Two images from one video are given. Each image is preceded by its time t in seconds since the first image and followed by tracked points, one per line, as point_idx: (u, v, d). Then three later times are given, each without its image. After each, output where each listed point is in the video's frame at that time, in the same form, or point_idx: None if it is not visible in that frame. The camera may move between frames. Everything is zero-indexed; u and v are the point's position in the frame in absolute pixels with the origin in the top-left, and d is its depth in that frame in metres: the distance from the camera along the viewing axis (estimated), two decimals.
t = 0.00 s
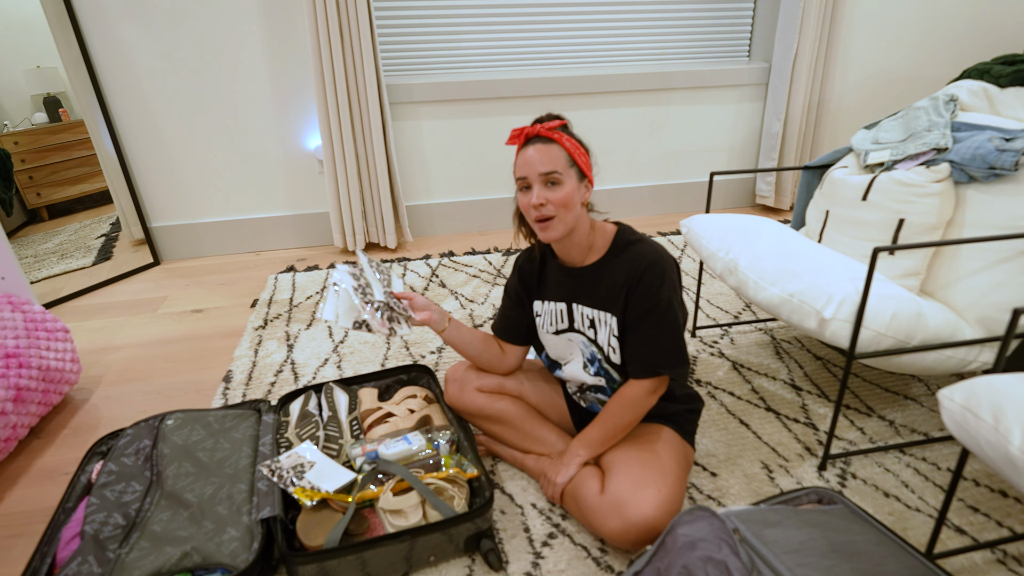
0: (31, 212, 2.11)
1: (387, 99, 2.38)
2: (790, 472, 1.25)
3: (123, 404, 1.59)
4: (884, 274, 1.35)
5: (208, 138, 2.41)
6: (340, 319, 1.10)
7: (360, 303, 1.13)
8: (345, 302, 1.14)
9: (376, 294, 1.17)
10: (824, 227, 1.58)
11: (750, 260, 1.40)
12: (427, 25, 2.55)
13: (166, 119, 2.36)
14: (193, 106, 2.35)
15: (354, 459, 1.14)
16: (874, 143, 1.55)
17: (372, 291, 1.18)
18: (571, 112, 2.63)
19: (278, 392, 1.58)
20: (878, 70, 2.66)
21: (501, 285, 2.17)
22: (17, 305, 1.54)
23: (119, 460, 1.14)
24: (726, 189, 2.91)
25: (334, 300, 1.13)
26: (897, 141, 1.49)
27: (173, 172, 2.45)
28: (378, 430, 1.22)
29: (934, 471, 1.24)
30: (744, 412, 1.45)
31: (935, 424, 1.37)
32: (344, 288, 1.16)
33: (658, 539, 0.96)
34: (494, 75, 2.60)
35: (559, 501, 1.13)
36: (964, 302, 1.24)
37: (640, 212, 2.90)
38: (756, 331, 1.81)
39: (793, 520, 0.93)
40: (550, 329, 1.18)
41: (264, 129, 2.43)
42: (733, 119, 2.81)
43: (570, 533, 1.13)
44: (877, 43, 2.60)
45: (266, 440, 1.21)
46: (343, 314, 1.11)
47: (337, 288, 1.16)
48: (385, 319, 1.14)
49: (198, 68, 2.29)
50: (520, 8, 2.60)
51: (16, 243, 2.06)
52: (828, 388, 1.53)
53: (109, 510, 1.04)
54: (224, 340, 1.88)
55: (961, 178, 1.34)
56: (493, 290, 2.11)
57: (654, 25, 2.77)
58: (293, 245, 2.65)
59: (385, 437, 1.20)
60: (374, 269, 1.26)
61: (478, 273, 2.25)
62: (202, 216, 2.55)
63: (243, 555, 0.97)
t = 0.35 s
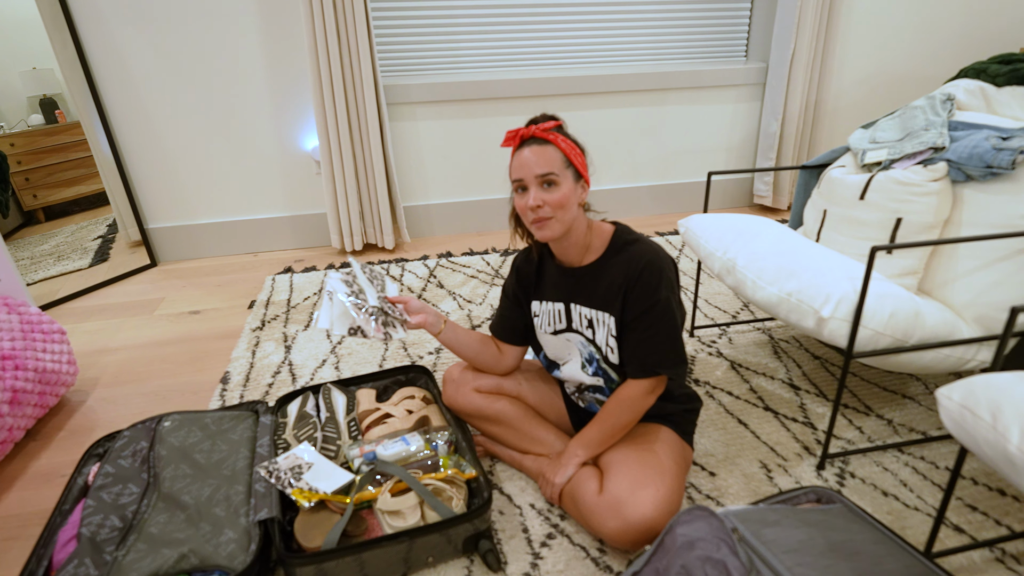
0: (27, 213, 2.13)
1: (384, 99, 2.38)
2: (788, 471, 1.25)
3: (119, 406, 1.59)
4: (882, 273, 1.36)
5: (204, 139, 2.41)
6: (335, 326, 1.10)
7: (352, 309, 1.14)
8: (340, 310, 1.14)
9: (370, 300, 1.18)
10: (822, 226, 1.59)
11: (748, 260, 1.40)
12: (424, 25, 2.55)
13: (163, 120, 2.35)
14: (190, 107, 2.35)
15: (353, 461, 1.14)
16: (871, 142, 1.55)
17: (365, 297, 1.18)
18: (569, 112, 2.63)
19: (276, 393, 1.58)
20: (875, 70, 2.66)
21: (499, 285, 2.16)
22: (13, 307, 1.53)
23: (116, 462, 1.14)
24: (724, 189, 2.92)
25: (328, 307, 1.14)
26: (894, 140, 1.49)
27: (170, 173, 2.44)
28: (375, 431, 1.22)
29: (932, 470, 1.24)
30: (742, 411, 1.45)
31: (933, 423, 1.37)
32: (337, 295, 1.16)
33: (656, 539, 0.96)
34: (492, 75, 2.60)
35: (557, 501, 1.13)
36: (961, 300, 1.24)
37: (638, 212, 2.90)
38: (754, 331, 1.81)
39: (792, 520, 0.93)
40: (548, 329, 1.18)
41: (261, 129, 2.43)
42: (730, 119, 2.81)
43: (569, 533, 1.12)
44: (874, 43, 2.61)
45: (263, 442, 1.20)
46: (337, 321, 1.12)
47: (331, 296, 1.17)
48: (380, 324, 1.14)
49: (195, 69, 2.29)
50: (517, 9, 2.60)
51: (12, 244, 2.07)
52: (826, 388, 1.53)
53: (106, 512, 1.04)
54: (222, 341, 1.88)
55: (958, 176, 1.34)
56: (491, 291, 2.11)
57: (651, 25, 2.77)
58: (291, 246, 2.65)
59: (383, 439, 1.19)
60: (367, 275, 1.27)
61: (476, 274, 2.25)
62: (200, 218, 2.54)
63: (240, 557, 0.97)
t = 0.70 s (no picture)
0: (23, 215, 2.13)
1: (382, 99, 2.38)
2: (787, 471, 1.25)
3: (117, 407, 1.58)
4: (880, 272, 1.36)
5: (202, 139, 2.40)
6: (331, 331, 1.11)
7: (349, 313, 1.14)
8: (336, 315, 1.15)
9: (366, 302, 1.18)
10: (820, 225, 1.59)
11: (746, 259, 1.40)
12: (422, 26, 2.55)
13: (160, 120, 2.34)
14: (187, 108, 2.34)
15: (351, 461, 1.14)
16: (869, 141, 1.55)
17: (362, 300, 1.19)
18: (567, 113, 2.63)
19: (274, 394, 1.57)
20: (872, 70, 2.67)
21: (497, 286, 2.16)
22: (9, 309, 1.53)
23: (113, 464, 1.13)
24: (722, 189, 2.92)
25: (325, 312, 1.15)
26: (892, 140, 1.50)
27: (167, 175, 2.44)
28: (373, 433, 1.22)
29: (931, 469, 1.24)
30: (741, 411, 1.45)
31: (931, 421, 1.37)
32: (333, 299, 1.17)
33: (656, 539, 0.96)
34: (490, 76, 2.60)
35: (557, 501, 1.13)
36: (959, 299, 1.24)
37: (636, 212, 2.91)
38: (752, 331, 1.81)
39: (791, 519, 0.93)
40: (547, 329, 1.18)
41: (258, 130, 2.43)
42: (728, 119, 2.81)
43: (568, 534, 1.12)
44: (871, 43, 2.61)
45: (261, 443, 1.20)
46: (334, 325, 1.12)
47: (328, 300, 1.18)
48: (377, 327, 1.14)
49: (192, 70, 2.29)
50: (515, 9, 2.60)
51: (9, 246, 2.07)
52: (824, 387, 1.53)
53: (103, 514, 1.03)
54: (219, 342, 1.87)
55: (956, 176, 1.34)
56: (489, 291, 2.11)
57: (649, 25, 2.78)
58: (289, 247, 2.64)
59: (381, 439, 1.19)
60: (365, 276, 1.26)
61: (474, 274, 2.25)
62: (197, 219, 2.54)
63: (239, 558, 0.97)
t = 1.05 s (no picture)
0: (20, 215, 2.11)
1: (380, 99, 2.38)
2: (785, 470, 1.25)
3: (115, 407, 1.58)
4: (878, 272, 1.36)
5: (200, 139, 2.40)
6: (330, 330, 1.10)
7: (348, 313, 1.14)
8: (334, 315, 1.14)
9: (365, 303, 1.18)
10: (817, 225, 1.59)
11: (744, 258, 1.40)
12: (421, 26, 2.55)
13: (158, 120, 2.34)
14: (186, 108, 2.34)
15: (349, 461, 1.14)
16: (867, 141, 1.56)
17: (360, 300, 1.18)
18: (565, 113, 2.63)
19: (273, 394, 1.57)
20: (871, 70, 2.67)
21: (496, 285, 2.16)
22: (6, 309, 1.52)
23: (112, 464, 1.13)
24: (720, 189, 2.93)
25: (323, 313, 1.14)
26: (889, 140, 1.50)
27: (165, 175, 2.44)
28: (372, 432, 1.22)
29: (928, 467, 1.25)
30: (739, 410, 1.45)
31: (929, 420, 1.37)
32: (331, 300, 1.16)
33: (654, 538, 0.96)
34: (489, 76, 2.60)
35: (555, 500, 1.13)
36: (957, 298, 1.24)
37: (634, 212, 2.91)
38: (750, 330, 1.82)
39: (789, 518, 0.93)
40: (545, 329, 1.18)
41: (257, 130, 2.42)
42: (726, 119, 2.82)
43: (567, 533, 1.12)
44: (869, 43, 2.62)
45: (260, 443, 1.20)
46: (333, 326, 1.11)
47: (326, 301, 1.17)
48: (376, 326, 1.14)
49: (191, 70, 2.28)
50: (514, 9, 2.61)
51: (5, 246, 2.05)
52: (822, 386, 1.53)
53: (101, 514, 1.03)
54: (218, 342, 1.87)
55: (953, 175, 1.35)
56: (488, 291, 2.11)
57: (647, 25, 2.78)
58: (287, 247, 2.64)
59: (379, 439, 1.19)
60: (363, 278, 1.27)
61: (473, 274, 2.25)
62: (195, 219, 2.53)
63: (237, 559, 0.97)
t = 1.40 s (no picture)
0: (20, 216, 2.11)
1: (379, 99, 2.38)
2: (784, 469, 1.26)
3: (114, 408, 1.58)
4: (876, 272, 1.36)
5: (200, 139, 2.40)
6: (330, 333, 1.10)
7: (346, 316, 1.14)
8: (332, 318, 1.14)
9: (362, 306, 1.19)
10: (816, 225, 1.59)
11: (743, 258, 1.41)
12: (420, 26, 2.55)
13: (157, 120, 2.34)
14: (185, 108, 2.34)
15: (349, 461, 1.14)
16: (865, 141, 1.56)
17: (357, 304, 1.19)
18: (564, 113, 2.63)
19: (272, 394, 1.57)
20: (869, 70, 2.68)
21: (495, 285, 2.17)
22: (6, 310, 1.52)
23: (111, 464, 1.13)
24: (719, 189, 2.93)
25: (320, 317, 1.14)
26: (887, 140, 1.51)
27: (164, 175, 2.44)
28: (372, 433, 1.22)
29: (926, 467, 1.25)
30: (738, 410, 1.45)
31: (927, 420, 1.38)
32: (329, 303, 1.16)
33: (652, 537, 0.96)
34: (488, 76, 2.61)
35: (555, 500, 1.13)
36: (954, 298, 1.25)
37: (634, 212, 2.91)
38: (749, 330, 1.82)
39: (787, 517, 0.93)
40: (545, 329, 1.18)
41: (256, 130, 2.42)
42: (725, 119, 2.82)
43: (566, 532, 1.12)
44: (867, 43, 2.62)
45: (259, 443, 1.20)
46: (331, 329, 1.11)
47: (324, 306, 1.17)
48: (375, 327, 1.14)
49: (189, 70, 2.28)
50: (513, 9, 2.61)
51: (5, 247, 2.05)
52: (821, 386, 1.53)
53: (101, 515, 1.03)
54: (217, 343, 1.87)
55: (951, 175, 1.35)
56: (487, 291, 2.11)
57: (646, 26, 2.78)
58: (286, 247, 2.64)
59: (379, 439, 1.19)
60: (359, 283, 1.29)
61: (472, 274, 2.25)
62: (194, 219, 2.53)
63: (236, 558, 0.97)
